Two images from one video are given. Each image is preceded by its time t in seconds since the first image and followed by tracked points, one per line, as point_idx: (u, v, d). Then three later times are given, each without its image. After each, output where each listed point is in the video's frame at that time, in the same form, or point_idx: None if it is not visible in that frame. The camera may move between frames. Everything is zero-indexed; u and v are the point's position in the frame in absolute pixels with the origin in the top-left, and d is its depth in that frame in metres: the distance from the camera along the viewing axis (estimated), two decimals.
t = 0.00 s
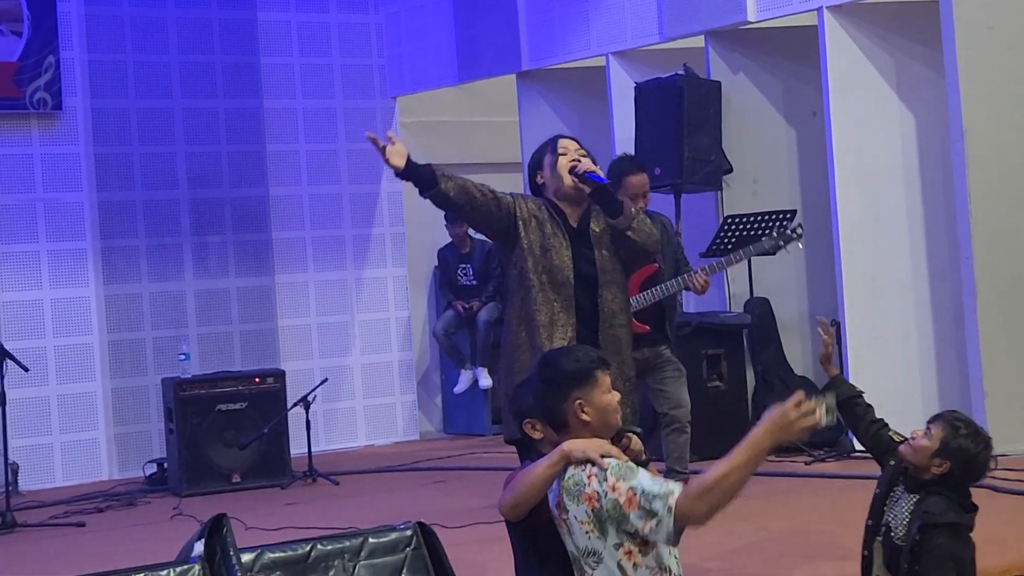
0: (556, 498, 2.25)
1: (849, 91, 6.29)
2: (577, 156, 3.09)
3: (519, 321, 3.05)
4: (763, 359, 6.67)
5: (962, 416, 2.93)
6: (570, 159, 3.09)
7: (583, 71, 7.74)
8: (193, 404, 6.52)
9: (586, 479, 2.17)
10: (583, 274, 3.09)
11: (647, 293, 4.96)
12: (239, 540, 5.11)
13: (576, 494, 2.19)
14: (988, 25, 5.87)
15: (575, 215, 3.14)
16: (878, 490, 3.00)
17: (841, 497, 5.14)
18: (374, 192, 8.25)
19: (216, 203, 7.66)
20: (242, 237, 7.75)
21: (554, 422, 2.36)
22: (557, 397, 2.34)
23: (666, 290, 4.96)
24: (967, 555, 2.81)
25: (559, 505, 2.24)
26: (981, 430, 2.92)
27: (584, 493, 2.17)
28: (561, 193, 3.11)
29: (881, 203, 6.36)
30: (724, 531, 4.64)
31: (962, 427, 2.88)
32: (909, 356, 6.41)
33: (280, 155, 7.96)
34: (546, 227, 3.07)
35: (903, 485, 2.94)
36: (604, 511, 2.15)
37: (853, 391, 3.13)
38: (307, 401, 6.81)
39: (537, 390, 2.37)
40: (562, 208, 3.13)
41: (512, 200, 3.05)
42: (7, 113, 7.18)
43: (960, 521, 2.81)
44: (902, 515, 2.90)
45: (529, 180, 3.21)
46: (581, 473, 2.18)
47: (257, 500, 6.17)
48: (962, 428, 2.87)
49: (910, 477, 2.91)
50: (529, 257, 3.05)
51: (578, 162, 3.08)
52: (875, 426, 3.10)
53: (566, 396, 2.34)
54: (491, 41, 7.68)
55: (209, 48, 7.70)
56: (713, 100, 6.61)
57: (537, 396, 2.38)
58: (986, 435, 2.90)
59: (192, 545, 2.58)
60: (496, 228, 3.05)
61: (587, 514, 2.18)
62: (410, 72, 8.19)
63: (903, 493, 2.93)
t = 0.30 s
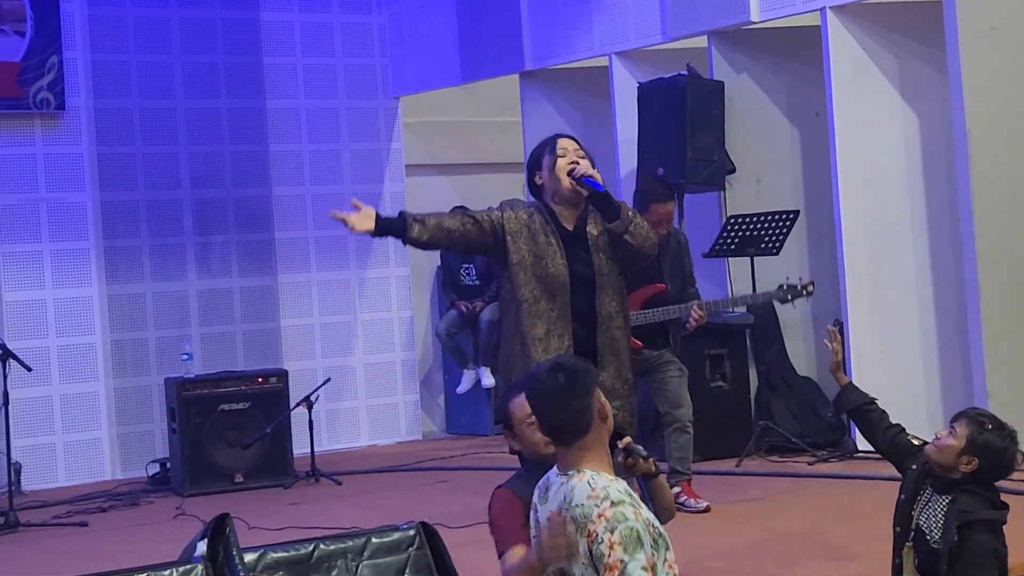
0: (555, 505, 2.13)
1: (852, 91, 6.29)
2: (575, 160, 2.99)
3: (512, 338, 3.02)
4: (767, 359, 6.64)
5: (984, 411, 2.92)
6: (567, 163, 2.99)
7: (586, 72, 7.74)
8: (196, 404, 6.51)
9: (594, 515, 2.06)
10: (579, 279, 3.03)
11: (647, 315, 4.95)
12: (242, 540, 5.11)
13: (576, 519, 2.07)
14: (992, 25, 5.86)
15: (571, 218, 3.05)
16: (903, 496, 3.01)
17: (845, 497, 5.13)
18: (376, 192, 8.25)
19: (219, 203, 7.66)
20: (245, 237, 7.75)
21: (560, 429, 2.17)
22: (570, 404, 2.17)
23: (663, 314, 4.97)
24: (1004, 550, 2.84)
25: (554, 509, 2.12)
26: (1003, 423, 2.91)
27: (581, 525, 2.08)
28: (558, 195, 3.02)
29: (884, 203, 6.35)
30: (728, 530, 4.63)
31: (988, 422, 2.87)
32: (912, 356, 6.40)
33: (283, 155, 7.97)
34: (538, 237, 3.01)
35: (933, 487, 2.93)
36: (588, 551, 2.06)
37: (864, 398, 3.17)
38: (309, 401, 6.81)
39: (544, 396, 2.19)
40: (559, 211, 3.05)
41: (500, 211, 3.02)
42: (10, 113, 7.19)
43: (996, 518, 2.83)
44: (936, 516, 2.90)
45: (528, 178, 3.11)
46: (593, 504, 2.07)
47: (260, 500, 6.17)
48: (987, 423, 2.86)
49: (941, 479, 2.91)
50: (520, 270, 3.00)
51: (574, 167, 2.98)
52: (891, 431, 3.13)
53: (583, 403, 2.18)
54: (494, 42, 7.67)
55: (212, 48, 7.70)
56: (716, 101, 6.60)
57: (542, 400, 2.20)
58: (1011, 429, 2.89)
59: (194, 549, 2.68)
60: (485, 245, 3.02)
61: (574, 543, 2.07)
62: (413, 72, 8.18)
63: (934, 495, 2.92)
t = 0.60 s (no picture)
0: (562, 508, 2.16)
1: (853, 91, 6.29)
2: (577, 167, 3.01)
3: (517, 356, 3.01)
4: (767, 360, 6.63)
5: (986, 418, 3.00)
6: (570, 171, 3.01)
7: (588, 72, 7.74)
8: (198, 404, 6.51)
9: (620, 523, 2.12)
10: (582, 289, 3.04)
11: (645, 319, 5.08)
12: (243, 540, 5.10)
13: (597, 526, 2.13)
14: (993, 25, 5.85)
15: (570, 222, 3.09)
16: (899, 499, 3.08)
17: (846, 497, 5.14)
18: (378, 192, 8.27)
19: (220, 203, 7.65)
20: (246, 237, 7.74)
21: (584, 429, 2.37)
22: (588, 406, 2.38)
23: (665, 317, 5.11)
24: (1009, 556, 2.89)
25: (559, 512, 2.16)
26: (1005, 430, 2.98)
27: (608, 531, 2.12)
28: (560, 199, 3.05)
29: (886, 203, 6.35)
30: (729, 530, 4.63)
31: (992, 430, 2.95)
32: (913, 356, 6.40)
33: (285, 156, 7.99)
34: (540, 250, 3.02)
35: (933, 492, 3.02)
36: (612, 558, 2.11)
37: (864, 399, 3.25)
38: (312, 401, 6.81)
39: (567, 393, 2.40)
40: (560, 218, 3.08)
41: (500, 228, 3.02)
42: (12, 113, 7.19)
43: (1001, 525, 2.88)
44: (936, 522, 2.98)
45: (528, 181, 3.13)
46: (617, 511, 2.14)
47: (261, 500, 6.18)
48: (990, 430, 2.93)
49: (942, 485, 2.99)
50: (524, 291, 3.00)
51: (576, 176, 3.00)
52: (889, 433, 3.21)
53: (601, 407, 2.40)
54: (496, 42, 7.67)
55: (214, 49, 7.70)
56: (718, 101, 6.60)
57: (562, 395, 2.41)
58: (1013, 434, 2.96)
59: (196, 548, 2.65)
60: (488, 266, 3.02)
61: (592, 548, 2.12)
62: (414, 72, 8.19)
63: (934, 501, 3.01)
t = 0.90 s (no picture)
0: (485, 538, 1.85)
1: (855, 91, 6.28)
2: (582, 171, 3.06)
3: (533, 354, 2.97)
4: (769, 359, 6.64)
5: (970, 420, 2.96)
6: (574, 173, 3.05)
7: (589, 72, 7.74)
8: (199, 404, 6.52)
9: (552, 538, 1.84)
10: (589, 289, 3.10)
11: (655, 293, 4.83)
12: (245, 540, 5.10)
13: (529, 548, 1.83)
14: (995, 24, 5.85)
15: (575, 221, 3.13)
16: (879, 497, 3.01)
17: (847, 497, 5.13)
18: (380, 192, 8.26)
19: (222, 203, 7.64)
20: (248, 237, 7.74)
21: (489, 449, 1.93)
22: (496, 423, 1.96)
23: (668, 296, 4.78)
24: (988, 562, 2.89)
25: (484, 544, 1.84)
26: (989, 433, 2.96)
27: (545, 551, 1.84)
28: (563, 200, 3.09)
29: (888, 203, 6.35)
30: (731, 531, 4.62)
31: (978, 433, 2.91)
32: (914, 356, 6.40)
33: (286, 155, 7.98)
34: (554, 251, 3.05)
35: (916, 493, 2.96)
36: None
37: (849, 389, 3.14)
38: (313, 401, 6.81)
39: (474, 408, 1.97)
40: (564, 219, 3.11)
41: (522, 233, 3.04)
42: (14, 113, 7.19)
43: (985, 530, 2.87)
44: (920, 525, 2.92)
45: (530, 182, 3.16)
46: (546, 527, 1.85)
47: (263, 500, 6.17)
48: (977, 434, 2.91)
49: (925, 487, 2.94)
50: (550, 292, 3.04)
51: (583, 178, 3.05)
52: (874, 428, 3.13)
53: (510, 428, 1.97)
54: (498, 42, 7.67)
55: (216, 48, 7.69)
56: (719, 101, 6.60)
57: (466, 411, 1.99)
58: (997, 436, 2.94)
59: (196, 547, 2.68)
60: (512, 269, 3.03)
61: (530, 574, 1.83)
62: (416, 72, 8.19)
63: (918, 502, 2.95)
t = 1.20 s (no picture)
0: (430, 523, 1.81)
1: (856, 91, 6.28)
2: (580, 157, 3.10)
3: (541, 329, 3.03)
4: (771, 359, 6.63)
5: (953, 421, 2.93)
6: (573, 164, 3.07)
7: (590, 72, 7.74)
8: (201, 404, 6.52)
9: (501, 524, 1.84)
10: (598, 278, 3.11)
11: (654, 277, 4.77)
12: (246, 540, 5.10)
13: (478, 532, 1.82)
14: (995, 24, 5.85)
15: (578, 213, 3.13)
16: (868, 501, 2.97)
17: (847, 498, 5.13)
18: (381, 192, 8.27)
19: (223, 203, 7.64)
20: (249, 237, 7.74)
21: (430, 432, 1.93)
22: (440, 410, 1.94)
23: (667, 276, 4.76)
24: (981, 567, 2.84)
25: (428, 530, 1.81)
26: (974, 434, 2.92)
27: (496, 536, 1.83)
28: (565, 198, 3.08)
29: (889, 203, 6.35)
30: (732, 531, 4.62)
31: (961, 434, 2.87)
32: (915, 356, 6.39)
33: (287, 155, 7.98)
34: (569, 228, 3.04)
35: (905, 498, 2.92)
36: (503, 565, 1.83)
37: (837, 392, 3.12)
38: (314, 401, 6.81)
39: (413, 388, 1.96)
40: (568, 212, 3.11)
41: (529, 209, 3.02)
42: (14, 113, 7.20)
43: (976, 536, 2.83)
44: (908, 531, 2.88)
45: (527, 182, 3.16)
46: (494, 512, 1.85)
47: (263, 500, 6.17)
48: (954, 432, 2.86)
49: (914, 491, 2.89)
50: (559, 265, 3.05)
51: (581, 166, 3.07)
52: (865, 430, 3.11)
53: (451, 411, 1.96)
54: (499, 42, 7.67)
55: (216, 48, 7.68)
56: (720, 100, 6.59)
57: (404, 391, 1.97)
58: (980, 436, 2.90)
59: (198, 546, 2.68)
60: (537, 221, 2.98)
61: (479, 558, 1.82)
62: (417, 72, 8.19)
63: (906, 507, 2.91)
